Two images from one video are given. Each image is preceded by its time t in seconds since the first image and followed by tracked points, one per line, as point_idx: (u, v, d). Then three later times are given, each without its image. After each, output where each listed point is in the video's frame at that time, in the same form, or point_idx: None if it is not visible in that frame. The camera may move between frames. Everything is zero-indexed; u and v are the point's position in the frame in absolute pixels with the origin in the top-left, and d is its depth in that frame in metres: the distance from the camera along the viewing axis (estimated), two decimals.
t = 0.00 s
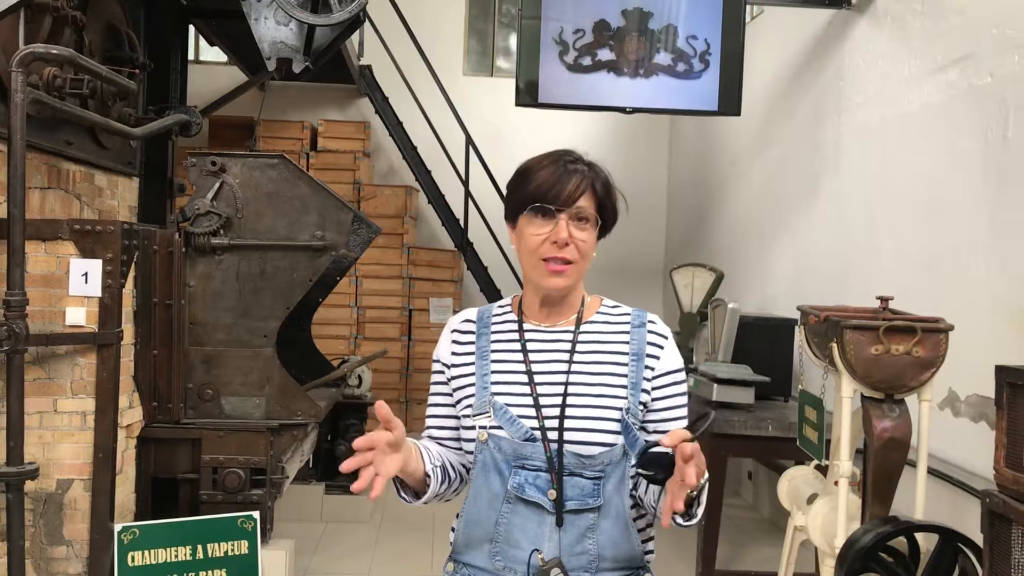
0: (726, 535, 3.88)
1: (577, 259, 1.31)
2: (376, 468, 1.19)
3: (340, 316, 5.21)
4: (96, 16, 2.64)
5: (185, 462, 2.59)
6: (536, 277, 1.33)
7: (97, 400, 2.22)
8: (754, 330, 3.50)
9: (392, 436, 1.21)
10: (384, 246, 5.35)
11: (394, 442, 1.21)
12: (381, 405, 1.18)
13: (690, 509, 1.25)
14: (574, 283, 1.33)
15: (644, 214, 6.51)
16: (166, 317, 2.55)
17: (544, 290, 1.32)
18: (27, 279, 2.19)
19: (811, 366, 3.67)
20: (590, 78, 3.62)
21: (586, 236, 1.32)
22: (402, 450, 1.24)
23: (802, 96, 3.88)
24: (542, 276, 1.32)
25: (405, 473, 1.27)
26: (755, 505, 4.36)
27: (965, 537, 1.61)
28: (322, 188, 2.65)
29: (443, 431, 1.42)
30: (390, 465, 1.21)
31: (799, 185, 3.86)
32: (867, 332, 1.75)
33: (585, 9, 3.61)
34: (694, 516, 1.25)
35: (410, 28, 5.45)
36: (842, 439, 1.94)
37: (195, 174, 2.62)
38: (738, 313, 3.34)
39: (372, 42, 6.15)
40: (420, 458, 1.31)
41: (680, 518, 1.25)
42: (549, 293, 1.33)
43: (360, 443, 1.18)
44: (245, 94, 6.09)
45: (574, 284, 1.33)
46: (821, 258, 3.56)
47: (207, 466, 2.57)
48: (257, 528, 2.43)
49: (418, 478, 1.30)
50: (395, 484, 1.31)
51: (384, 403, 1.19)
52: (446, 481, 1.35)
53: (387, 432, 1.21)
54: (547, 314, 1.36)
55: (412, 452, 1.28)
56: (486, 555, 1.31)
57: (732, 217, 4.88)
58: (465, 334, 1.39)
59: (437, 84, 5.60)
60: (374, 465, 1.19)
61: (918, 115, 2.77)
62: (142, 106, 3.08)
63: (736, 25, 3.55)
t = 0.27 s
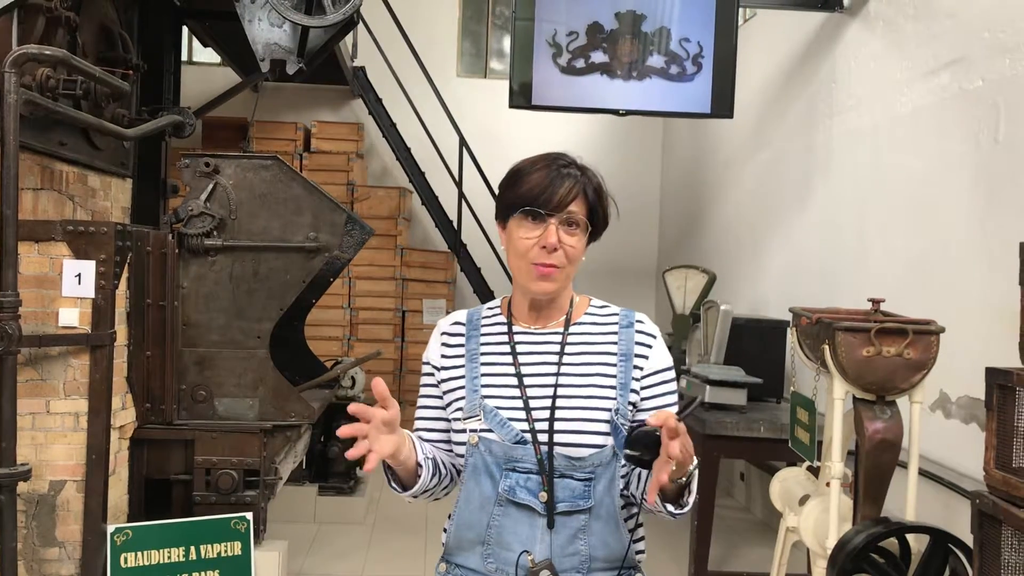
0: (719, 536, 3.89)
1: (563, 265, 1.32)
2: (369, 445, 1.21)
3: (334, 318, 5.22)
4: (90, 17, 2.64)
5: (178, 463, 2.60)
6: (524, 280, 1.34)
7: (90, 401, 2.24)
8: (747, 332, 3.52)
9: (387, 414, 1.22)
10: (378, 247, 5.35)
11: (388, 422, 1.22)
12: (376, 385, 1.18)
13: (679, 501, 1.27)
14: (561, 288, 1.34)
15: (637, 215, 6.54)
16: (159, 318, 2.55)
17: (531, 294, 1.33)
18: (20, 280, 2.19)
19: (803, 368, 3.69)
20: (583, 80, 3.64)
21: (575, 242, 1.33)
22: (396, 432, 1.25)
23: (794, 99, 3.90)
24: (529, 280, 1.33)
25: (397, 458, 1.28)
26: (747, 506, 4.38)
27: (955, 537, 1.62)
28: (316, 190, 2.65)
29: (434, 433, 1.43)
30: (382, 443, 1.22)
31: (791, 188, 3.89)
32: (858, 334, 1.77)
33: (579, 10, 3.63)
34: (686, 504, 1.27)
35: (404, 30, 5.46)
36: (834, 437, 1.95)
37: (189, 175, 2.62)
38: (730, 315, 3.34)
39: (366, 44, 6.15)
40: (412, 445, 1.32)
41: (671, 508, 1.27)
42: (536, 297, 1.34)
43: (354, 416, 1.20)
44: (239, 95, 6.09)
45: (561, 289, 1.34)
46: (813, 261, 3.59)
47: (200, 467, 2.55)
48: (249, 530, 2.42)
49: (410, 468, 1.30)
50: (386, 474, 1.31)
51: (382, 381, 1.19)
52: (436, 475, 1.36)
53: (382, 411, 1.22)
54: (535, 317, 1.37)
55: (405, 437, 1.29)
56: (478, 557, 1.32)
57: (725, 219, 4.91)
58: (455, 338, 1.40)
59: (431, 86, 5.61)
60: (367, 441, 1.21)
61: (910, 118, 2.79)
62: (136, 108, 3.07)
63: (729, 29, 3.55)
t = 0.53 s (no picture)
0: (712, 537, 3.91)
1: (557, 260, 1.33)
2: (363, 460, 1.21)
3: (327, 318, 5.21)
4: (83, 18, 2.64)
5: (170, 465, 2.60)
6: (516, 276, 1.34)
7: (83, 402, 2.24)
8: (740, 333, 3.54)
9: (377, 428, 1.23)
10: (371, 249, 5.35)
11: (379, 435, 1.23)
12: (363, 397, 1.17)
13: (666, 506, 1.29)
14: (554, 284, 1.34)
15: (630, 217, 6.56)
16: (151, 319, 2.54)
17: (524, 290, 1.33)
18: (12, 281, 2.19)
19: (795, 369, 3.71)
20: (576, 82, 3.65)
21: (568, 239, 1.33)
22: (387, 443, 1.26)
23: (786, 101, 3.93)
24: (522, 278, 1.33)
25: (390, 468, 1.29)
26: (740, 507, 4.39)
27: (945, 538, 1.64)
28: (310, 191, 2.65)
29: (425, 435, 1.43)
30: (375, 457, 1.23)
31: (783, 189, 3.91)
32: (850, 335, 1.79)
33: (571, 11, 3.63)
34: (671, 511, 1.30)
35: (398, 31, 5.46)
36: (826, 439, 1.96)
37: (182, 176, 2.61)
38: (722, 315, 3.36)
39: (359, 45, 6.15)
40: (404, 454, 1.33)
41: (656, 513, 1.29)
42: (529, 293, 1.34)
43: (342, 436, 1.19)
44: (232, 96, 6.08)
45: (554, 286, 1.34)
46: (805, 262, 3.61)
47: (192, 468, 2.55)
48: (242, 531, 2.42)
49: (401, 475, 1.31)
50: (378, 480, 1.32)
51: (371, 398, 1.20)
52: (428, 480, 1.37)
53: (372, 425, 1.23)
54: (527, 317, 1.37)
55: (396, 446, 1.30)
56: (469, 558, 1.33)
57: (718, 220, 4.93)
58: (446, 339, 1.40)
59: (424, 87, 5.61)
60: (361, 456, 1.21)
61: (901, 120, 2.82)
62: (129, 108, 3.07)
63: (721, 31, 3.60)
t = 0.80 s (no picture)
0: (703, 537, 3.93)
1: (557, 244, 1.33)
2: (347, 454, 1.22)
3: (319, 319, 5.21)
4: (74, 17, 2.63)
5: (162, 465, 2.60)
6: (518, 259, 1.34)
7: (74, 403, 2.24)
8: (731, 334, 3.55)
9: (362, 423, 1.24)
10: (364, 250, 5.35)
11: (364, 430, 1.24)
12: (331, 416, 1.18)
13: (655, 509, 1.30)
14: (555, 268, 1.34)
15: (623, 217, 6.57)
16: (143, 321, 2.54)
17: (525, 273, 1.33)
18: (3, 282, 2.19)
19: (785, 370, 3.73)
20: (568, 83, 3.66)
21: (568, 225, 1.35)
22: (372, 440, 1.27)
23: (778, 102, 3.95)
24: (524, 262, 1.33)
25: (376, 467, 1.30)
26: (732, 507, 4.42)
27: (935, 537, 1.67)
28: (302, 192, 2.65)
29: (416, 435, 1.43)
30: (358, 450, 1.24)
31: (775, 190, 3.94)
32: (840, 336, 1.81)
33: (564, 13, 3.66)
34: (661, 513, 1.31)
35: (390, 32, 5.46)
36: (817, 440, 1.98)
37: (173, 177, 2.62)
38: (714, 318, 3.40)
39: (352, 45, 6.15)
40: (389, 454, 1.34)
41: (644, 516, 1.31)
42: (529, 276, 1.33)
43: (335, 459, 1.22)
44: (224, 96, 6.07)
45: (554, 271, 1.34)
46: (797, 262, 3.63)
47: (184, 470, 2.55)
48: (234, 532, 2.41)
49: (388, 477, 1.32)
50: (364, 484, 1.34)
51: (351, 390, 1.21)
52: (415, 482, 1.37)
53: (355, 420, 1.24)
54: (522, 310, 1.38)
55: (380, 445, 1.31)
56: (460, 560, 1.33)
57: (709, 221, 4.95)
58: (439, 339, 1.41)
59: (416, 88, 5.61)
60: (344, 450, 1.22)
61: (892, 121, 2.84)
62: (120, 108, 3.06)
63: (713, 33, 3.61)
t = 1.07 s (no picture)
0: (700, 537, 3.93)
1: (555, 234, 1.34)
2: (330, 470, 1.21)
3: (315, 320, 5.21)
4: (70, 18, 2.63)
5: (158, 467, 2.59)
6: (516, 254, 1.34)
7: (70, 405, 2.23)
8: (727, 334, 3.56)
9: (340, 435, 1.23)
10: (360, 250, 5.35)
11: (342, 441, 1.23)
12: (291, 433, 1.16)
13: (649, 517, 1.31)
14: (555, 258, 1.34)
15: (619, 218, 6.58)
16: (140, 322, 2.53)
17: (526, 267, 1.33)
18: None
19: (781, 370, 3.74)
20: (565, 83, 3.66)
21: (564, 215, 1.36)
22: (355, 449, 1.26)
23: (774, 102, 3.96)
24: (521, 254, 1.33)
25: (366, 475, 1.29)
26: (728, 508, 4.42)
27: (931, 537, 1.67)
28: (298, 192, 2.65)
29: (417, 435, 1.44)
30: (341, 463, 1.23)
31: (771, 191, 3.95)
32: (837, 336, 1.82)
33: (560, 15, 3.66)
34: (654, 520, 1.32)
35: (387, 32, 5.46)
36: (814, 439, 1.99)
37: (170, 178, 2.61)
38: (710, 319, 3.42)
39: (348, 46, 6.15)
40: (379, 459, 1.33)
41: (636, 523, 1.32)
42: (530, 269, 1.33)
43: (325, 481, 1.17)
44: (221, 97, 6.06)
45: (554, 262, 1.34)
46: (793, 263, 3.65)
47: (180, 470, 2.55)
48: (231, 533, 2.39)
49: (378, 480, 1.32)
50: (355, 487, 1.34)
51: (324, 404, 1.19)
52: (408, 483, 1.37)
53: (331, 432, 1.23)
54: (525, 308, 1.38)
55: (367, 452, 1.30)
56: (462, 558, 1.33)
57: (706, 222, 4.96)
58: (440, 337, 1.40)
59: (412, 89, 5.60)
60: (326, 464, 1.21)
61: (888, 122, 2.85)
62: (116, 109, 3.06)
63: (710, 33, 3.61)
